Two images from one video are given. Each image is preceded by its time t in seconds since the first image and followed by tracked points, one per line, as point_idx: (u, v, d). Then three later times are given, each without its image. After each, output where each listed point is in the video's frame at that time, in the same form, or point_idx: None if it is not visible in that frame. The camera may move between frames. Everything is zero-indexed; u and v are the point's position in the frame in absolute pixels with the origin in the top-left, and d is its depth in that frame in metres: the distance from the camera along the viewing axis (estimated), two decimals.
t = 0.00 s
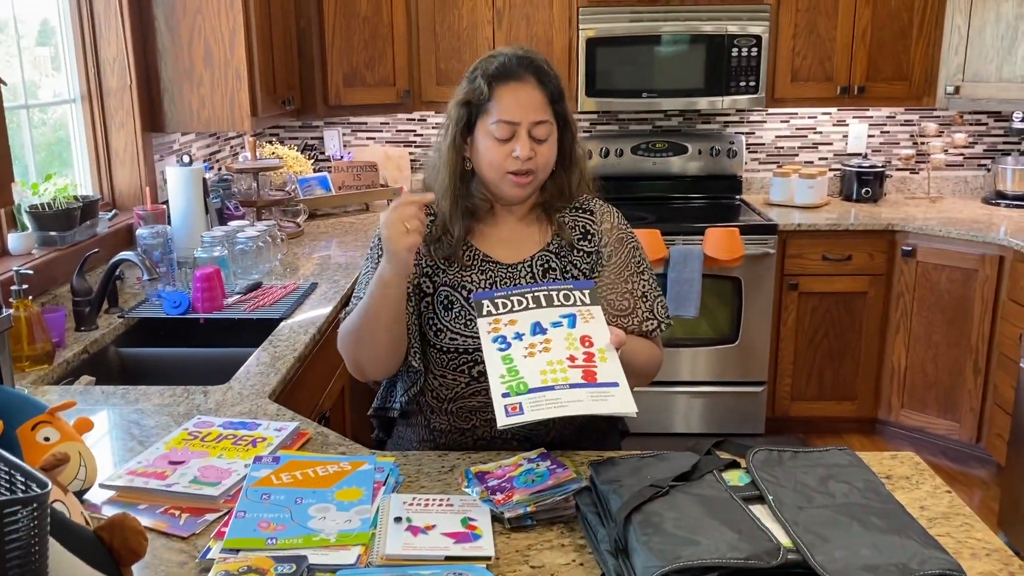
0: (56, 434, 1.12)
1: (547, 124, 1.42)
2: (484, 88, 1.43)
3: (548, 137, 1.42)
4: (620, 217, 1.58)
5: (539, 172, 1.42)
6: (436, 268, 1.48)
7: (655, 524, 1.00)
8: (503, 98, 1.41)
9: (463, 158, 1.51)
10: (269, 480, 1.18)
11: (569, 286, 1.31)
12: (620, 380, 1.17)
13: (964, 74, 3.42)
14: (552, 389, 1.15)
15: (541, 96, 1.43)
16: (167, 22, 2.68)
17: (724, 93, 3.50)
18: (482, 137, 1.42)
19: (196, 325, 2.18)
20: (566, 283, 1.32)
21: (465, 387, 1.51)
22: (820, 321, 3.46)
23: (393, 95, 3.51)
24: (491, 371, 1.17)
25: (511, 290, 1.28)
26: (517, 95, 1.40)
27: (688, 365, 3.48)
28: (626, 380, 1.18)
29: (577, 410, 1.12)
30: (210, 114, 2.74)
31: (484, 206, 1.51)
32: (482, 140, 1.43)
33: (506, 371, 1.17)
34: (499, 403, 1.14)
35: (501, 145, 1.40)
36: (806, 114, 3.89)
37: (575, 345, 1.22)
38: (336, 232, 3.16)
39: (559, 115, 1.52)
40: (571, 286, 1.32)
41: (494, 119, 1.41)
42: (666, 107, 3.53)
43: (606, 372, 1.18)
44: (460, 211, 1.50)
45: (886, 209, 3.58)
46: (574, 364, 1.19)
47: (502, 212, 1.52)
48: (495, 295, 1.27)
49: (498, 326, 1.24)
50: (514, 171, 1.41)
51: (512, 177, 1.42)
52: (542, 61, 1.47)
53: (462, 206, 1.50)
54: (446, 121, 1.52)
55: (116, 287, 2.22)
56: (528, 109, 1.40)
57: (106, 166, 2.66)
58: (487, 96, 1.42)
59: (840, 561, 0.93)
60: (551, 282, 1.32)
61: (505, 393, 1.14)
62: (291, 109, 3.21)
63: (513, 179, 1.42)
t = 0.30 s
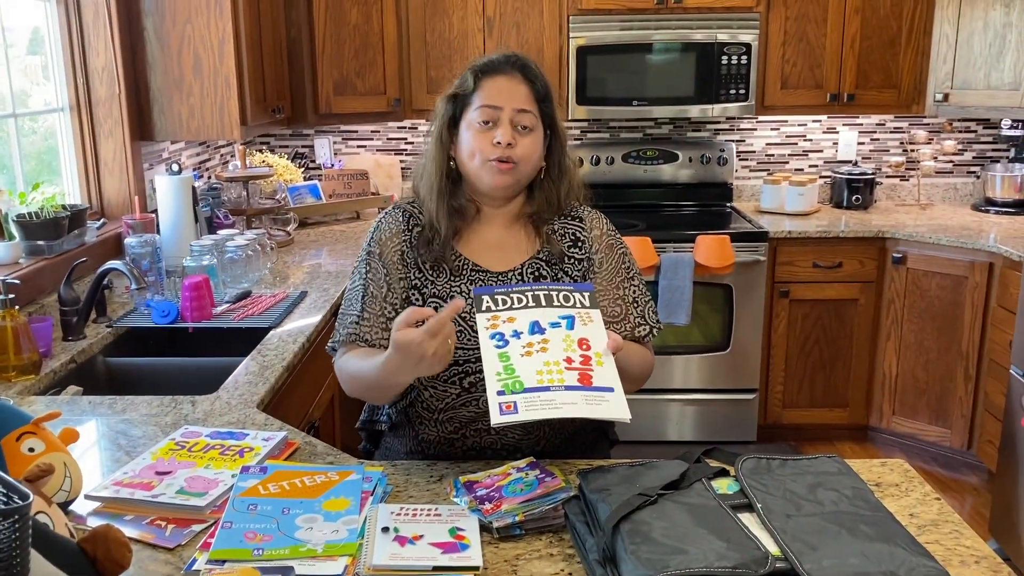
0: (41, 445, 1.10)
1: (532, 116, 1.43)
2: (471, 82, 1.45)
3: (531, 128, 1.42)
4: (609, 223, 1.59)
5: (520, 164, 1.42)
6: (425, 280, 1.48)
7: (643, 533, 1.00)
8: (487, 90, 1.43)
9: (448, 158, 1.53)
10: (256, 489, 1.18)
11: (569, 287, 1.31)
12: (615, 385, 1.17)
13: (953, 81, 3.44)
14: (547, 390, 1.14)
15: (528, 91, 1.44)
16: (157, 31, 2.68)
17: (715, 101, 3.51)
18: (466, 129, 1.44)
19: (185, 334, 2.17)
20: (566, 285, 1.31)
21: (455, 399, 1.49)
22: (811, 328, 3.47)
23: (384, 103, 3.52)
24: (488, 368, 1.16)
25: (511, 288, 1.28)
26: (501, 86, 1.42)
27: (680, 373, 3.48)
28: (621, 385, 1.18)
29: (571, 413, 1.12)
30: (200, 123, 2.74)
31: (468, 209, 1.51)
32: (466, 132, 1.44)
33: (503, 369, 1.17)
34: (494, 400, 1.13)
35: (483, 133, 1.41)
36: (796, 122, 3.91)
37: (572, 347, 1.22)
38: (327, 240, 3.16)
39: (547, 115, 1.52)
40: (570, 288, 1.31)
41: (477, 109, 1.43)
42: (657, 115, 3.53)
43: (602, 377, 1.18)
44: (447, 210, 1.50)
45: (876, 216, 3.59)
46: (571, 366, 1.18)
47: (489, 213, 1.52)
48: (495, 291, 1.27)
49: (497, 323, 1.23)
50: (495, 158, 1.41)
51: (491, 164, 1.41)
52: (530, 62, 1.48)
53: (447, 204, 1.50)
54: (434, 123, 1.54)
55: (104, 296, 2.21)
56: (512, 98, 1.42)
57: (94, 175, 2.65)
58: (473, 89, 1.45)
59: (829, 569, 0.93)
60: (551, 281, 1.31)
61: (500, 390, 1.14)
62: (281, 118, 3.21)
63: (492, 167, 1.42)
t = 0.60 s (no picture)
0: (33, 446, 1.11)
1: (528, 124, 1.43)
2: (472, 83, 1.46)
3: (527, 134, 1.42)
4: (603, 228, 1.59)
5: (511, 170, 1.42)
6: (417, 281, 1.48)
7: (635, 534, 1.00)
8: (487, 92, 1.43)
9: (444, 159, 1.53)
10: (249, 490, 1.18)
11: (567, 288, 1.31)
12: (611, 388, 1.17)
13: (947, 86, 3.46)
14: (543, 390, 1.14)
15: (528, 99, 1.44)
16: (152, 33, 2.68)
17: (710, 105, 3.52)
18: (462, 130, 1.44)
19: (179, 336, 2.17)
20: (564, 285, 1.32)
21: (448, 400, 1.49)
22: (805, 332, 3.47)
23: (380, 105, 3.52)
24: (484, 365, 1.16)
25: (508, 287, 1.29)
26: (500, 90, 1.43)
27: (674, 375, 3.48)
28: (617, 389, 1.18)
29: (566, 414, 1.11)
30: (195, 125, 2.74)
31: (460, 206, 1.52)
32: (462, 133, 1.44)
33: (500, 367, 1.16)
34: (491, 399, 1.13)
35: (478, 134, 1.41)
36: (791, 126, 3.92)
37: (569, 348, 1.22)
38: (322, 242, 3.16)
39: (547, 126, 1.51)
40: (568, 289, 1.32)
41: (475, 111, 1.43)
42: (652, 119, 3.54)
43: (598, 379, 1.18)
44: (441, 206, 1.51)
45: (871, 220, 3.60)
46: (567, 367, 1.18)
47: (481, 215, 1.53)
48: (493, 290, 1.28)
49: (494, 321, 1.24)
50: (486, 161, 1.41)
51: (482, 167, 1.42)
52: (534, 68, 1.48)
53: (441, 199, 1.51)
54: (433, 123, 1.55)
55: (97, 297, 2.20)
56: (510, 103, 1.42)
57: (89, 176, 2.65)
58: (474, 90, 1.45)
59: (819, 571, 0.93)
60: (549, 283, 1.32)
61: (497, 388, 1.14)
62: (277, 120, 3.21)
63: (482, 169, 1.42)
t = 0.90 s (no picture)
0: (28, 443, 1.10)
1: (528, 126, 1.42)
2: (473, 83, 1.45)
3: (527, 136, 1.42)
4: (602, 229, 1.59)
5: (511, 172, 1.42)
6: (414, 280, 1.47)
7: (632, 535, 1.00)
8: (488, 93, 1.42)
9: (444, 158, 1.52)
10: (245, 489, 1.17)
11: (565, 290, 1.31)
12: (607, 392, 1.16)
13: (946, 87, 3.45)
14: (540, 393, 1.13)
15: (529, 100, 1.43)
16: (151, 30, 2.68)
17: (709, 105, 3.51)
18: (462, 131, 1.44)
19: (176, 334, 2.16)
20: (562, 287, 1.32)
21: (445, 400, 1.49)
22: (803, 332, 3.47)
23: (378, 103, 3.52)
24: (480, 367, 1.16)
25: (506, 288, 1.29)
26: (500, 92, 1.42)
27: (672, 376, 3.48)
28: (613, 393, 1.17)
29: (563, 417, 1.10)
30: (194, 122, 2.74)
31: (459, 207, 1.51)
32: (461, 134, 1.44)
33: (496, 370, 1.16)
34: (487, 401, 1.11)
35: (478, 136, 1.41)
36: (791, 126, 3.91)
37: (566, 351, 1.21)
38: (320, 241, 3.15)
39: (548, 128, 1.50)
40: (567, 291, 1.32)
41: (474, 111, 1.43)
42: (652, 119, 3.53)
43: (594, 383, 1.17)
44: (440, 206, 1.50)
45: (870, 221, 3.60)
46: (563, 371, 1.18)
47: (480, 215, 1.52)
48: (492, 290, 1.27)
49: (492, 322, 1.24)
50: (484, 164, 1.41)
51: (481, 169, 1.41)
52: (535, 69, 1.47)
53: (440, 199, 1.50)
54: (433, 122, 1.54)
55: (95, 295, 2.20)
56: (510, 104, 1.41)
57: (87, 173, 2.64)
58: (475, 90, 1.44)
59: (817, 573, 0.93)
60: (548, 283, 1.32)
61: (493, 390, 1.12)
62: (275, 117, 3.21)
63: (482, 172, 1.41)
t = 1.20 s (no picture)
0: (24, 440, 1.10)
1: (527, 127, 1.42)
2: (471, 84, 1.44)
3: (525, 138, 1.42)
4: (602, 227, 1.58)
5: (510, 174, 1.42)
6: (414, 278, 1.47)
7: (630, 535, 1.00)
8: (485, 95, 1.41)
9: (443, 158, 1.52)
10: (242, 487, 1.17)
11: (565, 288, 1.31)
12: (607, 391, 1.16)
13: (947, 88, 3.45)
14: (540, 392, 1.13)
15: (527, 101, 1.42)
16: (151, 26, 2.67)
17: (710, 104, 3.51)
18: (460, 133, 1.43)
19: (174, 331, 2.16)
20: (563, 285, 1.32)
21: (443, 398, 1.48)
22: (802, 332, 3.47)
23: (378, 101, 3.51)
24: (480, 366, 1.16)
25: (507, 286, 1.28)
26: (497, 93, 1.41)
27: (671, 375, 3.48)
28: (613, 392, 1.16)
29: (564, 417, 1.10)
30: (193, 119, 2.73)
31: (459, 208, 1.51)
32: (460, 135, 1.43)
33: (496, 369, 1.15)
34: (486, 401, 1.11)
35: (476, 139, 1.41)
36: (791, 126, 3.91)
37: (566, 350, 1.21)
38: (320, 238, 3.15)
39: (547, 127, 1.49)
40: (567, 290, 1.31)
41: (473, 113, 1.42)
42: (652, 118, 3.53)
43: (594, 381, 1.17)
44: (440, 207, 1.50)
45: (870, 221, 3.60)
46: (563, 370, 1.17)
47: (480, 214, 1.51)
48: (491, 289, 1.27)
49: (492, 321, 1.23)
50: (483, 166, 1.41)
51: (480, 172, 1.41)
52: (534, 69, 1.46)
53: (440, 200, 1.50)
54: (433, 120, 1.53)
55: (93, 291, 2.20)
56: (508, 106, 1.41)
57: (86, 169, 2.63)
58: (473, 92, 1.44)
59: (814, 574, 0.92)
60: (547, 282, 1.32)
61: (493, 390, 1.12)
62: (275, 115, 3.20)
63: (481, 174, 1.41)
